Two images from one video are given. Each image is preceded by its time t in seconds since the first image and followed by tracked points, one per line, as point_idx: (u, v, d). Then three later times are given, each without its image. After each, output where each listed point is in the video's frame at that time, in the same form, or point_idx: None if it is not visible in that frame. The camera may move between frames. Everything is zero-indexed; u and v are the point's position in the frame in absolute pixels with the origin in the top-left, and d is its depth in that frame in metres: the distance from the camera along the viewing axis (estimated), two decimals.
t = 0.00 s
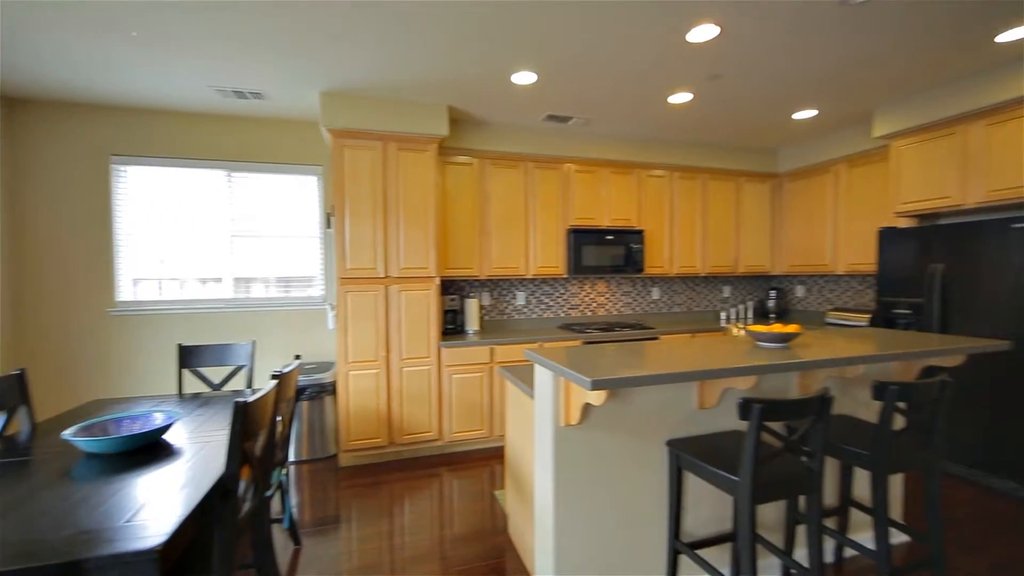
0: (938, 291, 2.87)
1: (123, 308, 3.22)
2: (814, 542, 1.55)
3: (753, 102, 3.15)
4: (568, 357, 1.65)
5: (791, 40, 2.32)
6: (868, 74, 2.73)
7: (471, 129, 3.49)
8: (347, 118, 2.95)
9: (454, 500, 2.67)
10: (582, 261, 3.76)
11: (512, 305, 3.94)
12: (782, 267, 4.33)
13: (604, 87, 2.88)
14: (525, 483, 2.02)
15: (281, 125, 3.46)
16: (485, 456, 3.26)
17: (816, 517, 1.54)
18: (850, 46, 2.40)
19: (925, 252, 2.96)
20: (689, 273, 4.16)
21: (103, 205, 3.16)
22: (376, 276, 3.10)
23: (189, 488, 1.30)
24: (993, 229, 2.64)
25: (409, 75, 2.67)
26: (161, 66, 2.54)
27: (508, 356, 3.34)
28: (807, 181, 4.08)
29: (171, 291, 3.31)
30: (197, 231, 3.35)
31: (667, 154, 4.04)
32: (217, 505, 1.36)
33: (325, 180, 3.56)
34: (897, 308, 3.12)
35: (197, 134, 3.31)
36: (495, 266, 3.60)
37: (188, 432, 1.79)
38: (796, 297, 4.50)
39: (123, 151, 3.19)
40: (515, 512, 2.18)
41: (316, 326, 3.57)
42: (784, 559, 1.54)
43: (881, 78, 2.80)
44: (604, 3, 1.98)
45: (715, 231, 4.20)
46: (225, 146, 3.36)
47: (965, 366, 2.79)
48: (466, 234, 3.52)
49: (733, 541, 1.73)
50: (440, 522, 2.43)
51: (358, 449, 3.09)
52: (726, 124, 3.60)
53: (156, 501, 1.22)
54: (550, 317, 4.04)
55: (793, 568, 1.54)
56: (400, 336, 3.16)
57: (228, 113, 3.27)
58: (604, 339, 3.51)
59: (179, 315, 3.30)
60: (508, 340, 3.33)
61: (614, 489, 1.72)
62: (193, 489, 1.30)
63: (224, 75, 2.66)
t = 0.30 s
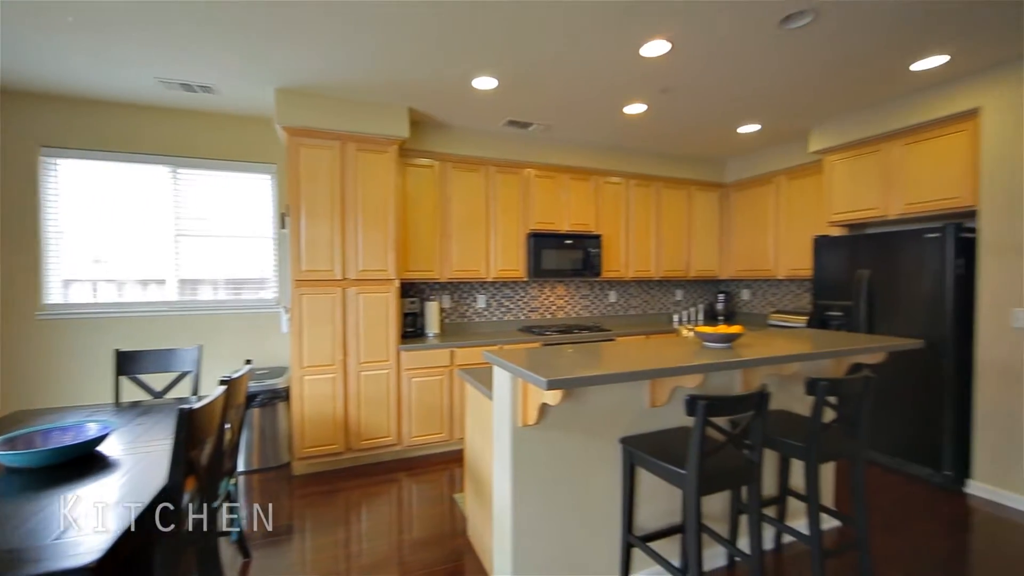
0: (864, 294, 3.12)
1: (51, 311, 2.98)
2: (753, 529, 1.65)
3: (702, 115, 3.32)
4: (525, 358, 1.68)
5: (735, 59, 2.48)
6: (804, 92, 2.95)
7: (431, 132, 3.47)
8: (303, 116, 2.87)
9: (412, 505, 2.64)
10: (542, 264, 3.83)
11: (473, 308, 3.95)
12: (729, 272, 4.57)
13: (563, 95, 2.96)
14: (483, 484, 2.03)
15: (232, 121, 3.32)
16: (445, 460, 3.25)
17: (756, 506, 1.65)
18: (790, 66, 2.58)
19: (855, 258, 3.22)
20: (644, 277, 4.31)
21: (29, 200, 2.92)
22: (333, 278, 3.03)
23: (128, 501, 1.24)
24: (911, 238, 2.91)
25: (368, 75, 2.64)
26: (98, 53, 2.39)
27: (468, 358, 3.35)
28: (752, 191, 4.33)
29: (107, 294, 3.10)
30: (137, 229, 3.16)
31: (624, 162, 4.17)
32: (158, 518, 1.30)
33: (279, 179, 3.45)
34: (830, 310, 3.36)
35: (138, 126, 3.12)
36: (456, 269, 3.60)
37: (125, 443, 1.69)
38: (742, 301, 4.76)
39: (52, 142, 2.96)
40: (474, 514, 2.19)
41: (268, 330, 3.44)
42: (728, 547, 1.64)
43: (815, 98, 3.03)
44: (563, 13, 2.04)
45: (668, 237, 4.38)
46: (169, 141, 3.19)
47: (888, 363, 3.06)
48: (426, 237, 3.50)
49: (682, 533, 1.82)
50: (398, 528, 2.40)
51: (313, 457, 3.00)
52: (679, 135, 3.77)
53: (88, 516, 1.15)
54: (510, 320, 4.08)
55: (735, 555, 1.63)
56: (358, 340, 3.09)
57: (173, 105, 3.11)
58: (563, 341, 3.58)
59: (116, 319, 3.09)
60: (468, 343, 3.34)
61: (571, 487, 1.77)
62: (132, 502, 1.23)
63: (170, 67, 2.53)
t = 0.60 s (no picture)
0: (806, 299, 3.33)
1: None
2: (705, 522, 1.74)
3: (661, 127, 3.46)
4: (489, 361, 1.71)
5: (689, 75, 2.62)
6: (753, 109, 3.14)
7: (396, 134, 3.45)
8: (263, 114, 2.79)
9: (374, 512, 2.60)
10: (506, 269, 3.87)
11: (437, 311, 3.94)
12: (685, 277, 4.76)
13: (528, 102, 3.02)
14: (447, 488, 2.04)
15: (184, 116, 3.17)
16: (409, 465, 3.22)
17: (708, 500, 1.74)
18: (740, 84, 2.74)
19: (798, 265, 3.44)
20: (605, 282, 4.43)
21: None
22: (292, 281, 2.95)
23: (68, 515, 1.17)
24: (847, 247, 3.14)
25: (331, 75, 2.60)
26: (36, 40, 2.24)
27: (432, 362, 3.34)
28: (706, 200, 4.54)
29: (40, 296, 2.88)
30: (77, 228, 2.96)
31: (586, 170, 4.28)
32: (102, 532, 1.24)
33: (235, 179, 3.33)
34: (776, 314, 3.57)
35: (79, 119, 2.93)
36: (420, 272, 3.59)
37: (61, 455, 1.59)
38: (697, 305, 4.97)
39: None
40: (437, 518, 2.18)
41: (222, 335, 3.30)
42: (682, 540, 1.72)
43: (762, 114, 3.23)
44: (529, 23, 2.09)
45: (629, 243, 4.52)
46: (114, 136, 3.01)
47: (827, 363, 3.28)
48: (390, 240, 3.47)
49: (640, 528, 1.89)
50: (360, 536, 2.36)
51: (270, 466, 2.90)
52: (639, 145, 3.91)
53: (20, 534, 1.08)
54: (474, 324, 4.09)
55: (689, 548, 1.72)
56: (318, 344, 3.02)
57: (118, 98, 2.94)
58: (527, 344, 3.63)
59: (51, 323, 2.88)
60: (432, 347, 3.33)
61: (533, 486, 1.80)
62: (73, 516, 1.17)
63: (118, 58, 2.40)
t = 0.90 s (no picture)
0: (765, 303, 3.50)
1: None
2: (673, 518, 1.81)
3: (630, 135, 3.57)
4: (464, 364, 1.73)
5: (657, 86, 2.71)
6: (716, 120, 3.28)
7: (368, 136, 3.42)
8: (229, 112, 2.72)
9: (345, 519, 2.56)
10: (478, 272, 3.89)
11: (408, 315, 3.92)
12: (653, 281, 4.90)
13: (501, 108, 3.06)
14: (421, 491, 2.04)
15: (144, 112, 3.05)
16: (380, 470, 3.19)
17: (675, 495, 1.82)
18: (705, 96, 2.86)
19: (758, 270, 3.61)
20: (576, 285, 4.51)
21: None
22: (260, 284, 2.88)
23: (20, 532, 1.13)
24: (803, 253, 3.32)
25: (303, 74, 2.56)
26: None
27: (404, 366, 3.33)
28: (672, 207, 4.70)
29: None
30: (25, 228, 2.80)
31: (558, 175, 4.35)
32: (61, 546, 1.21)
33: (198, 178, 3.22)
34: (738, 317, 3.73)
35: (27, 111, 2.77)
36: (391, 275, 3.56)
37: (8, 467, 1.52)
38: (664, 308, 5.12)
39: None
40: (411, 522, 2.18)
41: (183, 340, 3.18)
42: (651, 535, 1.78)
43: (726, 126, 3.38)
44: (504, 30, 2.13)
45: (599, 247, 4.62)
46: (66, 130, 2.86)
47: (785, 363, 3.45)
48: (362, 242, 3.43)
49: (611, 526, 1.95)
50: (330, 543, 2.33)
51: (235, 474, 2.81)
52: (609, 153, 4.01)
53: None
54: (446, 327, 4.08)
55: (658, 543, 1.78)
56: (287, 349, 2.95)
57: (71, 91, 2.80)
58: (499, 347, 3.65)
59: None
60: (405, 350, 3.31)
61: (507, 487, 1.83)
62: (29, 532, 1.13)
63: (73, 50, 2.29)
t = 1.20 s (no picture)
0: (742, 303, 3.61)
1: None
2: (655, 513, 1.86)
3: (613, 139, 3.64)
4: (450, 365, 1.76)
5: (639, 92, 2.78)
6: (696, 125, 3.37)
7: (352, 137, 3.41)
8: (212, 112, 2.69)
9: (329, 520, 2.56)
10: (463, 273, 3.91)
11: (393, 316, 3.92)
12: (634, 282, 4.99)
13: (487, 110, 3.09)
14: (408, 491, 2.06)
15: (121, 110, 2.99)
16: (365, 471, 3.18)
17: (657, 491, 1.88)
18: (685, 102, 2.95)
19: (736, 271, 3.72)
20: (560, 286, 4.57)
21: None
22: (243, 285, 2.85)
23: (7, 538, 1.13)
24: (778, 255, 3.44)
25: (288, 75, 2.56)
26: None
27: (390, 367, 3.34)
28: (653, 209, 4.80)
29: None
30: None
31: (542, 177, 4.40)
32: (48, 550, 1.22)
33: (178, 177, 3.17)
34: (716, 317, 3.84)
35: None
36: (376, 276, 3.56)
37: None
38: (646, 308, 5.22)
39: None
40: (397, 521, 2.20)
41: (163, 341, 3.13)
42: (634, 530, 1.83)
43: (705, 131, 3.47)
44: (490, 35, 2.17)
45: (582, 248, 4.69)
46: (40, 128, 2.78)
47: (761, 361, 3.57)
48: (346, 243, 3.42)
49: (595, 521, 2.00)
50: (314, 544, 2.33)
51: (217, 477, 2.78)
52: (591, 156, 4.08)
53: None
54: (431, 328, 4.10)
55: (640, 537, 1.83)
56: (270, 350, 2.93)
57: (45, 87, 2.72)
58: (484, 347, 3.68)
59: None
60: (390, 351, 3.32)
61: (493, 485, 1.87)
62: (15, 539, 1.13)
63: (49, 46, 2.24)
